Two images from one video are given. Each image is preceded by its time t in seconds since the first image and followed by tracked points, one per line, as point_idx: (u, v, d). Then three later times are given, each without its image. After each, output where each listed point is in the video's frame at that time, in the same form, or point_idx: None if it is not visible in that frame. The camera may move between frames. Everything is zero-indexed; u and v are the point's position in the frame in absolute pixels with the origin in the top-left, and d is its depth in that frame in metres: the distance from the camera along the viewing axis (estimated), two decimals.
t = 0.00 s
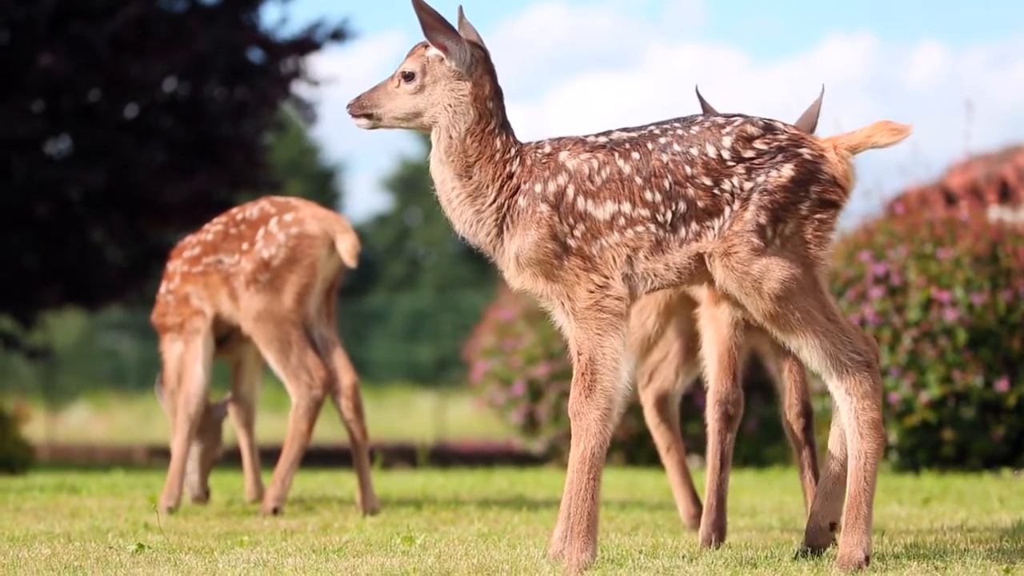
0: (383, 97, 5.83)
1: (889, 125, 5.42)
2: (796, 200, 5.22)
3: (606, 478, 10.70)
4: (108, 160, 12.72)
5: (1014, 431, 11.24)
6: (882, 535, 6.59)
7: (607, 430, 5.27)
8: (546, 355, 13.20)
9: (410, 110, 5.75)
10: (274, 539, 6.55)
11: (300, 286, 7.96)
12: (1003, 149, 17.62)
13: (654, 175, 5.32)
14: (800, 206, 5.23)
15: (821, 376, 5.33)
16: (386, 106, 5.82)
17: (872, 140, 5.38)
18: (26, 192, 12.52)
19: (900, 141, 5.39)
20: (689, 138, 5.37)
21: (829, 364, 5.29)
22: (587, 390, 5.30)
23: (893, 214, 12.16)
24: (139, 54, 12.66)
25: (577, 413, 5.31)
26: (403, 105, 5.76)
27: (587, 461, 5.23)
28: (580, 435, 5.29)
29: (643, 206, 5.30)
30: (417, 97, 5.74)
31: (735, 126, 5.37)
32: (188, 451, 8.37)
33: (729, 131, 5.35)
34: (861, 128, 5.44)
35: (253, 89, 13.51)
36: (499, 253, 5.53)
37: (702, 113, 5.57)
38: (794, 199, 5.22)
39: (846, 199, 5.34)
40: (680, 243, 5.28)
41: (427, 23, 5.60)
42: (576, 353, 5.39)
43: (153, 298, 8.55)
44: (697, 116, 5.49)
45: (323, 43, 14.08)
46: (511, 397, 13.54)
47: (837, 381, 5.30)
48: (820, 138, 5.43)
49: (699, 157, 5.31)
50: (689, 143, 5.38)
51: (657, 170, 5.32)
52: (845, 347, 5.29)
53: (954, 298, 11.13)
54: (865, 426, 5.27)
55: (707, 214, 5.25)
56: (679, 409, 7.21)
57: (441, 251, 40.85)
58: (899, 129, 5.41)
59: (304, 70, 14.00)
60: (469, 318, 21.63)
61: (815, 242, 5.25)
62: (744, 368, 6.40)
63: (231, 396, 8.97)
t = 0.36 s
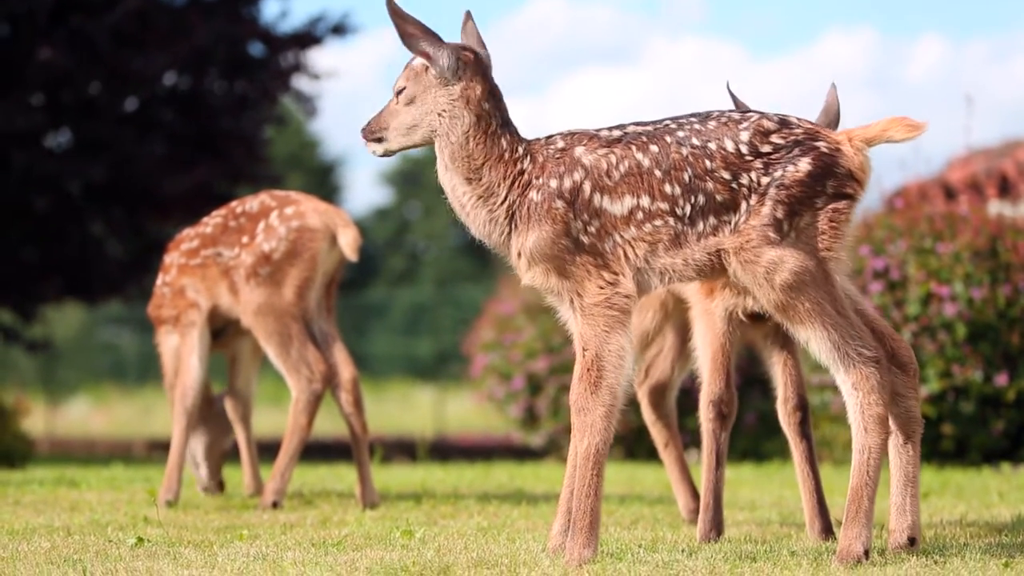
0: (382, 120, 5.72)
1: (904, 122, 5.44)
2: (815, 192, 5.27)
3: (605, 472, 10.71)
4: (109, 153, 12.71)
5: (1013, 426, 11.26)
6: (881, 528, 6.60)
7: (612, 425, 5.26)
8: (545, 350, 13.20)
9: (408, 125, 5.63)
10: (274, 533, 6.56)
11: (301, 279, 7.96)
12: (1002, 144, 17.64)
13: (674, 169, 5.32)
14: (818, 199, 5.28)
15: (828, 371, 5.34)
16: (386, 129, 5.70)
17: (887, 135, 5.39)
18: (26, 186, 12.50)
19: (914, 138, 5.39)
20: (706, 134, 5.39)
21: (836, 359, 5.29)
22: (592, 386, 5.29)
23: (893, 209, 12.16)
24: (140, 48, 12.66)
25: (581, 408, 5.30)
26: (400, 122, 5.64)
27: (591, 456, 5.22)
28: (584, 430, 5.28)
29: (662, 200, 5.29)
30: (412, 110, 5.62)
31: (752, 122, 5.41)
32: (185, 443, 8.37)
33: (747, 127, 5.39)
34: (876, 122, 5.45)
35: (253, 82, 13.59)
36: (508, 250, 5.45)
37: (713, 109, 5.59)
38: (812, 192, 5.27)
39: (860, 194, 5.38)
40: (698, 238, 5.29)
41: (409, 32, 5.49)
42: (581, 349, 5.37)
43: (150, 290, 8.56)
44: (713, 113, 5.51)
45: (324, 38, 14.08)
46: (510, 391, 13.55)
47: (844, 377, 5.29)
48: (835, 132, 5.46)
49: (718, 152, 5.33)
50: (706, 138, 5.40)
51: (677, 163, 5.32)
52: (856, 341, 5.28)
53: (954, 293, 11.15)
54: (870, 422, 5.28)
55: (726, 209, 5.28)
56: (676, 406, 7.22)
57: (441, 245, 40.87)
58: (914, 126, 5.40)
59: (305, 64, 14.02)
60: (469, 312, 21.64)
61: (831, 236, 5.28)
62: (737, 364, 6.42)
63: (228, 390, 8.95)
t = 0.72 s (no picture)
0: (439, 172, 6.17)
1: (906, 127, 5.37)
2: (817, 190, 5.28)
3: (604, 469, 10.71)
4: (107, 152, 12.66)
5: (1012, 423, 11.26)
6: (880, 525, 6.61)
7: (607, 420, 5.26)
8: (544, 347, 13.19)
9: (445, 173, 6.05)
10: (273, 531, 6.55)
11: (300, 277, 7.95)
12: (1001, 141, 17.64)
13: (673, 167, 5.30)
14: (821, 198, 5.29)
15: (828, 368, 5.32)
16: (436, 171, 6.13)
17: (886, 139, 5.35)
18: (24, 184, 12.48)
19: (913, 146, 5.33)
20: (708, 133, 5.38)
21: (837, 356, 5.27)
22: (587, 380, 5.29)
23: (892, 206, 12.16)
24: (139, 46, 12.66)
25: (577, 403, 5.29)
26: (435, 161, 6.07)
27: (586, 452, 5.22)
28: (580, 426, 5.27)
29: (661, 198, 5.27)
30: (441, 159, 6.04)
31: (754, 121, 5.40)
32: (183, 440, 8.37)
33: (749, 125, 5.38)
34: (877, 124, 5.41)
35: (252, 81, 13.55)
36: (504, 249, 5.46)
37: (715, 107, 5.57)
38: (814, 190, 5.28)
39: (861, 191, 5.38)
40: (697, 237, 5.28)
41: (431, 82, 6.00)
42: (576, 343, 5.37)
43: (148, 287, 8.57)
44: (713, 111, 5.50)
45: (323, 35, 14.08)
46: (510, 388, 13.55)
47: (844, 373, 5.28)
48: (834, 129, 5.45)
49: (720, 151, 5.31)
50: (707, 137, 5.39)
51: (675, 162, 5.30)
52: (857, 338, 5.27)
53: (953, 290, 11.16)
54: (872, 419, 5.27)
55: (726, 207, 5.26)
56: (672, 405, 7.21)
57: (440, 243, 40.86)
58: (913, 134, 5.35)
59: (304, 62, 14.01)
60: (468, 310, 21.64)
61: (834, 234, 5.28)
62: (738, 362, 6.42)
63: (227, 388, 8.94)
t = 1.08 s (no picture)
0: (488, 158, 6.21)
1: (898, 129, 5.40)
2: (810, 186, 5.27)
3: (604, 462, 10.72)
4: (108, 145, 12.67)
5: (1012, 416, 11.26)
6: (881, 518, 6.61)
7: (602, 414, 5.25)
8: (545, 339, 13.19)
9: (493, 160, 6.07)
10: (272, 523, 6.55)
11: (300, 269, 7.95)
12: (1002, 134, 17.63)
13: (661, 164, 5.26)
14: (814, 193, 5.28)
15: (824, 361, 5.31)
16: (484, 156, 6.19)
17: (878, 139, 5.38)
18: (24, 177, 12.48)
19: (905, 147, 5.34)
20: (699, 129, 5.35)
21: (833, 349, 5.25)
22: (579, 373, 5.27)
23: (892, 199, 12.15)
24: (139, 39, 12.66)
25: (571, 396, 5.28)
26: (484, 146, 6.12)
27: (581, 444, 5.21)
28: (574, 419, 5.26)
29: (648, 195, 5.24)
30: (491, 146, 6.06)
31: (747, 117, 5.38)
32: (186, 433, 8.37)
33: (742, 122, 5.35)
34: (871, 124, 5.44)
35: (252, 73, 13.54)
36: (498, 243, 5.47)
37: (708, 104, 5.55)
38: (807, 186, 5.27)
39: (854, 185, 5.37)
40: (685, 234, 5.24)
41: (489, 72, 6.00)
42: (568, 336, 5.35)
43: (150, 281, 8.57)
44: (705, 108, 5.47)
45: (323, 28, 14.06)
46: (510, 381, 13.55)
47: (840, 366, 5.26)
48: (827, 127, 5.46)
49: (711, 148, 5.28)
50: (698, 133, 5.36)
51: (664, 159, 5.27)
52: (852, 331, 5.25)
53: (953, 283, 11.15)
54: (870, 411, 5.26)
55: (716, 204, 5.23)
56: (672, 398, 7.23)
57: (440, 235, 40.86)
58: (905, 135, 5.36)
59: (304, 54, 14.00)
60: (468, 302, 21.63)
61: (828, 227, 5.28)
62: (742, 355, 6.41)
63: (229, 381, 8.94)
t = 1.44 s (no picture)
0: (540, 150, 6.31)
1: (881, 120, 5.42)
2: (799, 182, 5.25)
3: (603, 455, 10.72)
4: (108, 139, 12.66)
5: (1013, 409, 11.25)
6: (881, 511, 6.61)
7: (597, 405, 5.20)
8: (545, 332, 13.20)
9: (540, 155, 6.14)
10: (272, 516, 6.56)
11: (299, 262, 7.94)
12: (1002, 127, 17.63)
13: (649, 159, 5.24)
14: (803, 187, 5.27)
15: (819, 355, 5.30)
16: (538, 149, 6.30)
17: (862, 132, 5.40)
18: (24, 170, 12.48)
19: (890, 140, 5.36)
20: (688, 123, 5.32)
21: (826, 343, 5.24)
22: (572, 365, 5.23)
23: (893, 192, 12.16)
24: (138, 32, 12.65)
25: (563, 389, 5.25)
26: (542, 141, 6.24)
27: (576, 437, 5.19)
28: (567, 412, 5.24)
29: (636, 189, 5.21)
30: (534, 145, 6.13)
31: (736, 112, 5.37)
32: (188, 426, 8.38)
33: (731, 117, 5.34)
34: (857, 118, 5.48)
35: (252, 66, 13.57)
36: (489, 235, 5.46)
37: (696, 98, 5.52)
38: (796, 181, 5.25)
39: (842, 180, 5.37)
40: (673, 228, 5.21)
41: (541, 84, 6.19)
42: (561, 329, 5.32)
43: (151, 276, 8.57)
44: (693, 101, 5.44)
45: (323, 21, 14.06)
46: (510, 374, 13.56)
47: (835, 359, 5.26)
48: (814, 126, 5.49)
49: (699, 143, 5.26)
50: (687, 127, 5.33)
51: (652, 154, 5.24)
52: (845, 325, 5.24)
53: (953, 277, 11.14)
54: (867, 404, 5.25)
55: (705, 198, 5.20)
56: (674, 391, 7.23)
57: (440, 229, 40.88)
58: (890, 127, 5.37)
59: (304, 48, 14.01)
60: (468, 296, 21.64)
61: (817, 222, 5.27)
62: (742, 348, 6.40)
63: (230, 373, 8.95)
